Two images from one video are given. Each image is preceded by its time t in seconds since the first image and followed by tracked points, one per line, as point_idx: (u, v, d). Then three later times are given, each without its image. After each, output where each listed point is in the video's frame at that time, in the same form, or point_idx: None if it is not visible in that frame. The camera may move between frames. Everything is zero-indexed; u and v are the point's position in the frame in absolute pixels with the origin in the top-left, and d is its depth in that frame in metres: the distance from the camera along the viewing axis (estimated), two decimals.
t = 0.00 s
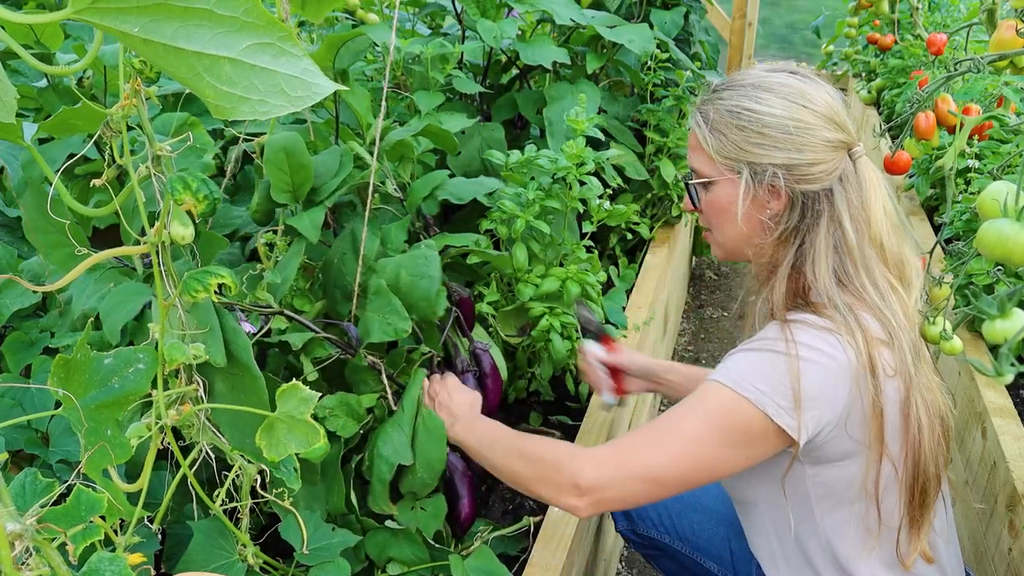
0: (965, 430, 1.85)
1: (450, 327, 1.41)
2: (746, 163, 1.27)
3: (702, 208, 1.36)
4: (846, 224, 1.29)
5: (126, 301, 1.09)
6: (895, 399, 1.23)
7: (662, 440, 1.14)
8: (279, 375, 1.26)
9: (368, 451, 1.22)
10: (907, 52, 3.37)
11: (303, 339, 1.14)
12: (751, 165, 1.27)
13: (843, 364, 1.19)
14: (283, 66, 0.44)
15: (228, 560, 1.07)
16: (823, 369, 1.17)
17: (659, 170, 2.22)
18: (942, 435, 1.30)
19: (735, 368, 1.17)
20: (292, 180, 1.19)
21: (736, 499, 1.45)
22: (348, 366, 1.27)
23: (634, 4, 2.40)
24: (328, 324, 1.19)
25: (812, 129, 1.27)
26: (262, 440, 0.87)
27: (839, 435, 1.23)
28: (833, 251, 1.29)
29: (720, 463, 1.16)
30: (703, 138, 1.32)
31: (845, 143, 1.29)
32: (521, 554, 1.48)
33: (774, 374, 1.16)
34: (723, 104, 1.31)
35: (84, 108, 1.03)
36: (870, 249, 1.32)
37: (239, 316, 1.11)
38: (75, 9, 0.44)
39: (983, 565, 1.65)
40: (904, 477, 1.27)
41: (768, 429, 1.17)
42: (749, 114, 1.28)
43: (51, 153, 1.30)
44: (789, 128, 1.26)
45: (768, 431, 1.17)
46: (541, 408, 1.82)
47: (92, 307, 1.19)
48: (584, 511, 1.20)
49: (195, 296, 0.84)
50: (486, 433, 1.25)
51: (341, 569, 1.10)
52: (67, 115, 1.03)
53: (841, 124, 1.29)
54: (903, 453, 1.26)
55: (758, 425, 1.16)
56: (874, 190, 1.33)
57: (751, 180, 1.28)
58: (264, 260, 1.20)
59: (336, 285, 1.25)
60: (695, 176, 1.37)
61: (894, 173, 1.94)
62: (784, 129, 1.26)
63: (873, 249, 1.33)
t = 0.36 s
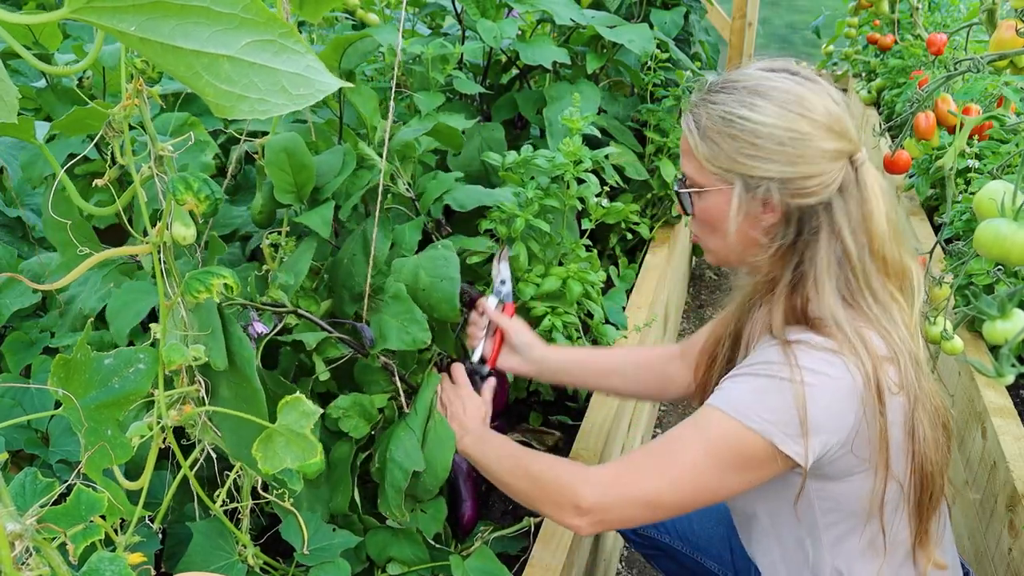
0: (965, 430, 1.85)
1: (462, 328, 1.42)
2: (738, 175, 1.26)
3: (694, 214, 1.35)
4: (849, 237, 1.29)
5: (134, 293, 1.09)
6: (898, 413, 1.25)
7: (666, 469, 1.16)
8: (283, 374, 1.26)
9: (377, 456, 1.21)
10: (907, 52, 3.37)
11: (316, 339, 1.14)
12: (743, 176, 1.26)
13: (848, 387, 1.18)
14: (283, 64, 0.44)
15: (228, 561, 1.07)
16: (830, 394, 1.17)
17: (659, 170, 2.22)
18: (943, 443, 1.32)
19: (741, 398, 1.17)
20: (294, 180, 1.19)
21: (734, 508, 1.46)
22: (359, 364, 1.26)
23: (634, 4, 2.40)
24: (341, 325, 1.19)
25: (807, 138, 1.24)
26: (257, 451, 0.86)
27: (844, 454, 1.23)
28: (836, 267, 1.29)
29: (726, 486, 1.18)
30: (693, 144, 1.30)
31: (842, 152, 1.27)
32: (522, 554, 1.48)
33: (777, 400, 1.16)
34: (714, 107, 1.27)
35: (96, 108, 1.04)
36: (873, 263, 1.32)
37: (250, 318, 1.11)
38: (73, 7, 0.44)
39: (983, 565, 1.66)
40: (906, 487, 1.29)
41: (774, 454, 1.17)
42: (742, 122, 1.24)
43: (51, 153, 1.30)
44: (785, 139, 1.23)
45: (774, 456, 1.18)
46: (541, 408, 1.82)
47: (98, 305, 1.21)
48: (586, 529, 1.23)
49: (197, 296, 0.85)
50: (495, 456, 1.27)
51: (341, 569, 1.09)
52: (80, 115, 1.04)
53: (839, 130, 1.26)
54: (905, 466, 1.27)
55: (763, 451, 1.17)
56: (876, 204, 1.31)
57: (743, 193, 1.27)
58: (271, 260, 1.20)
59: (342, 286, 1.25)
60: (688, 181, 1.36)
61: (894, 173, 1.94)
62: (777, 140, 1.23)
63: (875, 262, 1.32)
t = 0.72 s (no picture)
0: (965, 430, 1.85)
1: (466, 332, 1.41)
2: (721, 166, 1.29)
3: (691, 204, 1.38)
4: (837, 239, 1.29)
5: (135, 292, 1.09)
6: (892, 418, 1.24)
7: (657, 473, 1.17)
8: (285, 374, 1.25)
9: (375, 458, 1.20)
10: (907, 51, 3.37)
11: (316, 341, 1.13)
12: (725, 168, 1.28)
13: (839, 390, 1.19)
14: (284, 65, 0.44)
15: (228, 561, 1.07)
16: (820, 396, 1.17)
17: (659, 170, 2.22)
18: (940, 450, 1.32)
19: (732, 400, 1.18)
20: (295, 180, 1.19)
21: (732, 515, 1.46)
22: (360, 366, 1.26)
23: (634, 4, 2.40)
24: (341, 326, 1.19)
25: (794, 140, 1.24)
26: (258, 450, 0.86)
27: (838, 457, 1.23)
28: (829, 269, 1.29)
29: (718, 491, 1.18)
30: (691, 133, 1.34)
31: (832, 159, 1.26)
32: (521, 554, 1.48)
33: (766, 402, 1.17)
34: (711, 101, 1.30)
35: (100, 107, 1.05)
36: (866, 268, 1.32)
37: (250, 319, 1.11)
38: (74, 8, 0.44)
39: (982, 565, 1.66)
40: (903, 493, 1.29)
41: (764, 457, 1.18)
42: (734, 117, 1.27)
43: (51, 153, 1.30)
44: (768, 138, 1.24)
45: (765, 460, 1.18)
46: (542, 408, 1.82)
47: (98, 305, 1.21)
48: (578, 535, 1.24)
49: (197, 296, 0.85)
50: (491, 461, 1.27)
51: (341, 569, 1.09)
52: (83, 115, 1.05)
53: (831, 138, 1.26)
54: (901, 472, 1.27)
55: (753, 454, 1.18)
56: (869, 212, 1.31)
57: (721, 182, 1.29)
58: (272, 261, 1.20)
59: (343, 288, 1.25)
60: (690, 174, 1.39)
61: (895, 173, 1.94)
62: (764, 138, 1.24)
63: (867, 267, 1.32)
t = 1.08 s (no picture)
0: (965, 430, 1.85)
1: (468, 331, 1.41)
2: (733, 150, 1.31)
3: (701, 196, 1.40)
4: (844, 228, 1.29)
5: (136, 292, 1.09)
6: (892, 406, 1.24)
7: (659, 462, 1.17)
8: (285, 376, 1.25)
9: (378, 462, 1.20)
10: (907, 52, 3.37)
11: (319, 342, 1.13)
12: (738, 152, 1.30)
13: (840, 376, 1.19)
14: (284, 65, 0.44)
15: (228, 561, 1.07)
16: (818, 380, 1.18)
17: (660, 170, 2.22)
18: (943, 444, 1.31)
19: (732, 383, 1.19)
20: (294, 179, 1.19)
21: (732, 508, 1.46)
22: (361, 367, 1.26)
23: (634, 4, 2.40)
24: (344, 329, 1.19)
25: (807, 125, 1.26)
26: (257, 450, 0.86)
27: (837, 445, 1.24)
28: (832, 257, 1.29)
29: (721, 480, 1.18)
30: (705, 125, 1.37)
31: (842, 147, 1.28)
32: (522, 554, 1.48)
33: (767, 387, 1.17)
34: (725, 89, 1.34)
35: (96, 107, 1.05)
36: (871, 260, 1.32)
37: (253, 322, 1.11)
38: (74, 8, 0.44)
39: (983, 565, 1.66)
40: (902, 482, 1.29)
41: (765, 444, 1.18)
42: (748, 104, 1.30)
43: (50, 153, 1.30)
44: (781, 121, 1.27)
45: (766, 447, 1.18)
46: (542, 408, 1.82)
47: (97, 306, 1.20)
48: (587, 532, 1.24)
49: (196, 297, 0.85)
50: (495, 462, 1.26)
51: (341, 569, 1.09)
52: (79, 114, 1.04)
53: (843, 126, 1.28)
54: (901, 461, 1.27)
55: (754, 440, 1.18)
56: (872, 203, 1.31)
57: (733, 165, 1.31)
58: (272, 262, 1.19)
59: (343, 289, 1.25)
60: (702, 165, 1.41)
61: (894, 173, 1.95)
62: (777, 122, 1.27)
63: (872, 259, 1.32)
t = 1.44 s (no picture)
0: (966, 429, 1.85)
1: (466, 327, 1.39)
2: (733, 147, 1.32)
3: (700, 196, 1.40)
4: (841, 216, 1.30)
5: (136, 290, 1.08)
6: (887, 391, 1.24)
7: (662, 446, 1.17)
8: (286, 377, 1.25)
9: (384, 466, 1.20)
10: (907, 51, 3.37)
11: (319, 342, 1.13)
12: (738, 149, 1.31)
13: (836, 358, 1.19)
14: (283, 65, 0.44)
15: (228, 561, 1.07)
16: (813, 363, 1.18)
17: (660, 170, 2.22)
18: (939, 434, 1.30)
19: (728, 365, 1.19)
20: (291, 181, 1.18)
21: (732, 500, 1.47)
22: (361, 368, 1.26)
23: (634, 4, 2.40)
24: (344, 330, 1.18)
25: (805, 121, 1.29)
26: (257, 452, 0.86)
27: (832, 430, 1.23)
28: (830, 244, 1.29)
29: (720, 464, 1.18)
30: (703, 126, 1.38)
31: (837, 141, 1.30)
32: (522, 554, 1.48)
33: (764, 369, 1.17)
34: (721, 92, 1.36)
35: (96, 108, 1.04)
36: (869, 249, 1.32)
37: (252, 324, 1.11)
38: (73, 8, 0.44)
39: (983, 565, 1.66)
40: (898, 470, 1.28)
41: (761, 426, 1.18)
42: (745, 103, 1.32)
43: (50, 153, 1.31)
44: (780, 118, 1.29)
45: (762, 429, 1.19)
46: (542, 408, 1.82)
47: (97, 306, 1.20)
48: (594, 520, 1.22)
49: (196, 297, 0.85)
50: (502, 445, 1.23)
51: (341, 569, 1.09)
52: (78, 115, 1.04)
53: (837, 122, 1.31)
54: (896, 448, 1.26)
55: (751, 422, 1.18)
56: (868, 194, 1.33)
57: (734, 162, 1.32)
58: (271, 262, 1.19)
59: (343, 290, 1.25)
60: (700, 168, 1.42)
61: (894, 173, 1.95)
62: (775, 118, 1.29)
63: (869, 248, 1.33)
